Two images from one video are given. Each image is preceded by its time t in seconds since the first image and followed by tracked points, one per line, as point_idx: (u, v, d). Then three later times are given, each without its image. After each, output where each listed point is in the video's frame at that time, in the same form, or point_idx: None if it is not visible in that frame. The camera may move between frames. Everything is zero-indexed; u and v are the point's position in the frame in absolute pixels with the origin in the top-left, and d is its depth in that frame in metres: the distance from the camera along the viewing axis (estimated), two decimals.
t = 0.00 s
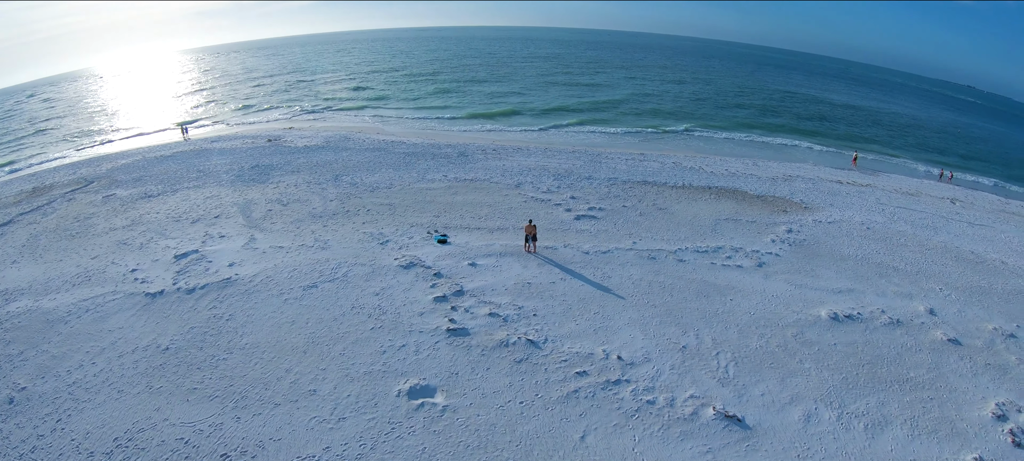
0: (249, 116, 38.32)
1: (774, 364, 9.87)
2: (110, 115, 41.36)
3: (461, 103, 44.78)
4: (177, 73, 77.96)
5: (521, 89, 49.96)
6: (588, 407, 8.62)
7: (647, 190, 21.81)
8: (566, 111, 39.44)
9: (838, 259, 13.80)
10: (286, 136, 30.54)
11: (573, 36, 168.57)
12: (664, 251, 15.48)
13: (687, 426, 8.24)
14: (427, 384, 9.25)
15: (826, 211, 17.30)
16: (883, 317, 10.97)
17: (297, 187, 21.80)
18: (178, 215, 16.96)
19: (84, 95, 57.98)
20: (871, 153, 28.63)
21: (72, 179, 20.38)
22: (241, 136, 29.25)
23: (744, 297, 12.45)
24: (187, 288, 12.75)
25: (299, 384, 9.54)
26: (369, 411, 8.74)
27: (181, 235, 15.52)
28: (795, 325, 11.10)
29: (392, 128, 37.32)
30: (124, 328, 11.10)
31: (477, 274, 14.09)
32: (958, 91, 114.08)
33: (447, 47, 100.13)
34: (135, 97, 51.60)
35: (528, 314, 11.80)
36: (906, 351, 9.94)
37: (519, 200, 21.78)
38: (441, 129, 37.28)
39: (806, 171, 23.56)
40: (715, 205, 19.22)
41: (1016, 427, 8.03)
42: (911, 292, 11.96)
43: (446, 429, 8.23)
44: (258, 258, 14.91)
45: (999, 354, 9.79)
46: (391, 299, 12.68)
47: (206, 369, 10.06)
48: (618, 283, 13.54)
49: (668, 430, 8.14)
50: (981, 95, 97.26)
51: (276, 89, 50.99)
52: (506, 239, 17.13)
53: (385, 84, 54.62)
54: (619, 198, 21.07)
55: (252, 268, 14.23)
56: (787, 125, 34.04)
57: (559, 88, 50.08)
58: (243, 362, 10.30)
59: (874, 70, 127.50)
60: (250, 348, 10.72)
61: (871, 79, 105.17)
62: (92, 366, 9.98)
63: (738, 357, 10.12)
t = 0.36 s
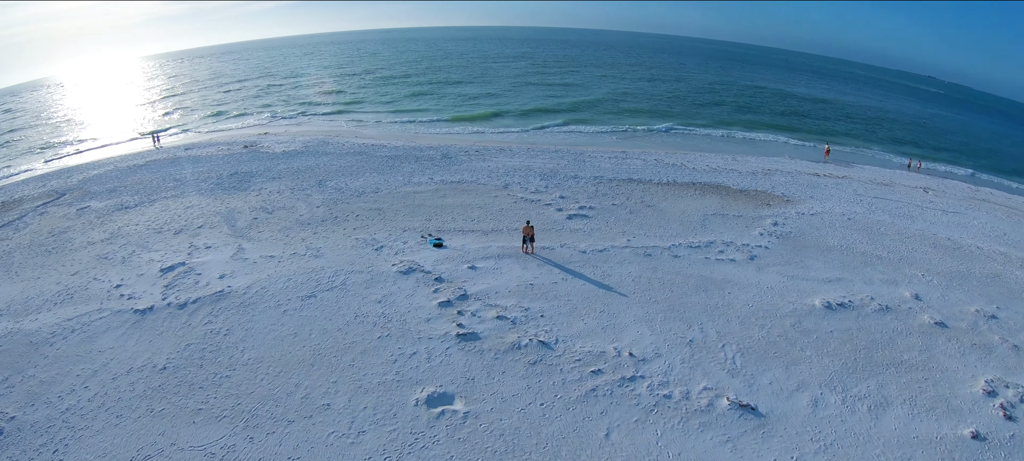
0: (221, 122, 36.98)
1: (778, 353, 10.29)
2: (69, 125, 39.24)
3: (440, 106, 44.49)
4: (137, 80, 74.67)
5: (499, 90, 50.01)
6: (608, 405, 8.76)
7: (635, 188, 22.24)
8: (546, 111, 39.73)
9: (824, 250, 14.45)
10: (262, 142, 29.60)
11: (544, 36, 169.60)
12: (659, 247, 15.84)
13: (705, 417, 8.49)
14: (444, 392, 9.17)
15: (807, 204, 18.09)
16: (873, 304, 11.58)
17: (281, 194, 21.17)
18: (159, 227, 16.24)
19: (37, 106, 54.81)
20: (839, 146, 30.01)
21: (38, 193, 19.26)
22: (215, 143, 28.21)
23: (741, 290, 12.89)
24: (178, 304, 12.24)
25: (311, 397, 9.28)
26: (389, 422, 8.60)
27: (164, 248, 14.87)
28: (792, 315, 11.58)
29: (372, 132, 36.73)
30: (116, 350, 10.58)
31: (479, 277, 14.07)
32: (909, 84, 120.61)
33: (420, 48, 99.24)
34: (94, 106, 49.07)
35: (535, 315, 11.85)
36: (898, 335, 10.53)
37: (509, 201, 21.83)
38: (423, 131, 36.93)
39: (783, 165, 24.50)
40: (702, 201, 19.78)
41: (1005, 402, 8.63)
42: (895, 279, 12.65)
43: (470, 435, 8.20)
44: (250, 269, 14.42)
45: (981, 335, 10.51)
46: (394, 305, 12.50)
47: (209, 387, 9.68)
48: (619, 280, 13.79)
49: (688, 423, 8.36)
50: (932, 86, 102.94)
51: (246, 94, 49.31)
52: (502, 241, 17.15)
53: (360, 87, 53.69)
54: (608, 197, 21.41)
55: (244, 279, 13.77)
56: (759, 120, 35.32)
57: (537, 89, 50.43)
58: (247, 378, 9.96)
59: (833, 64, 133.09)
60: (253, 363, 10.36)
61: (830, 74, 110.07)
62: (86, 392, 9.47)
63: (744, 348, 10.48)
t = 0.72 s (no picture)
0: (191, 129, 35.55)
1: (780, 342, 10.72)
2: (25, 136, 37.01)
3: (419, 108, 44.05)
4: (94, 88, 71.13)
5: (477, 91, 49.87)
6: (627, 401, 8.94)
7: (622, 186, 22.62)
8: (526, 111, 39.91)
9: (810, 241, 15.12)
10: (238, 148, 28.59)
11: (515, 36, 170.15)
12: (653, 244, 16.18)
13: (721, 408, 8.78)
14: (464, 398, 9.15)
15: (789, 197, 18.84)
16: (862, 292, 12.21)
17: (264, 201, 20.51)
18: (140, 241, 15.51)
19: None
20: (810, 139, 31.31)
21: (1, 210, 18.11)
22: (189, 151, 27.11)
23: (737, 282, 13.34)
24: (171, 320, 11.73)
25: (328, 410, 9.09)
26: (411, 431, 8.52)
27: (149, 263, 14.22)
28: (788, 305, 12.07)
29: (351, 135, 36.03)
30: (111, 373, 10.09)
31: (480, 280, 14.05)
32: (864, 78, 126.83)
33: (392, 49, 97.89)
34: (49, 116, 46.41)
35: (542, 316, 11.93)
36: (888, 320, 11.15)
37: (499, 202, 21.84)
38: (403, 134, 36.46)
39: (761, 159, 25.35)
40: (688, 197, 20.31)
41: (993, 380, 9.31)
42: (879, 267, 13.37)
43: (496, 439, 8.23)
44: (242, 280, 13.93)
45: (963, 316, 11.25)
46: (399, 311, 12.33)
47: (217, 406, 9.35)
48: (619, 278, 14.03)
49: (705, 415, 8.63)
50: (887, 78, 108.13)
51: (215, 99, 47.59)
52: (498, 243, 17.15)
53: (334, 90, 52.57)
54: (597, 195, 21.71)
55: (238, 291, 13.30)
56: (733, 117, 36.49)
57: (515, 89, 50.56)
58: (256, 394, 9.66)
59: (796, 57, 137.84)
60: (259, 379, 10.02)
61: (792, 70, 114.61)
62: (83, 419, 9.00)
63: (747, 339, 10.86)
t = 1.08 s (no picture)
0: (160, 137, 34.10)
1: (780, 331, 11.15)
2: None
3: (398, 111, 43.51)
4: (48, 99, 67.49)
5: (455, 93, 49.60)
6: (643, 397, 9.14)
7: (610, 184, 22.93)
8: (507, 112, 39.96)
9: (797, 233, 15.73)
10: (214, 155, 27.59)
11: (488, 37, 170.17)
12: (648, 240, 16.50)
13: (733, 398, 9.07)
14: (483, 403, 9.15)
15: (772, 191, 19.52)
16: (851, 280, 12.82)
17: (247, 208, 19.85)
18: (122, 256, 14.81)
19: None
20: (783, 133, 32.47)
21: None
22: (164, 159, 25.98)
23: (733, 275, 13.76)
24: (166, 337, 11.25)
25: (346, 423, 8.94)
26: (434, 439, 8.48)
27: (134, 278, 13.59)
28: (783, 295, 12.55)
29: (331, 140, 35.26)
30: (108, 396, 9.65)
31: (482, 283, 14.03)
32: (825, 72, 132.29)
33: (364, 51, 96.35)
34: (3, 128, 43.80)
35: (549, 317, 12.02)
36: (878, 306, 11.75)
37: (490, 204, 21.79)
38: (385, 137, 35.93)
39: (740, 154, 26.16)
40: (676, 193, 20.78)
41: (980, 359, 9.95)
42: (864, 256, 14.05)
43: (520, 441, 8.28)
44: (235, 291, 13.47)
45: (946, 300, 11.96)
46: (404, 318, 12.18)
47: (227, 425, 9.06)
48: (618, 275, 14.26)
49: (719, 405, 8.90)
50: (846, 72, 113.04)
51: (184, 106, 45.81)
52: (494, 245, 17.12)
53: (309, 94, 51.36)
54: (586, 194, 21.94)
55: (233, 303, 12.85)
56: (709, 113, 37.50)
57: (493, 90, 50.52)
58: (266, 409, 9.39)
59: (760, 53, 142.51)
60: (268, 393, 9.76)
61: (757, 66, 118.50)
62: (84, 447, 8.58)
63: (749, 330, 11.24)
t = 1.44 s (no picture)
0: (127, 146, 32.51)
1: (778, 320, 11.61)
2: None
3: (376, 114, 42.82)
4: None
5: (433, 94, 49.17)
6: (659, 392, 9.37)
7: (597, 182, 23.22)
8: (488, 114, 39.92)
9: (783, 225, 16.35)
10: (190, 163, 26.48)
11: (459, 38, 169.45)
12: (641, 237, 16.81)
13: (744, 387, 9.41)
14: (503, 406, 9.18)
15: (754, 185, 20.21)
16: (838, 269, 13.46)
17: (230, 217, 19.13)
18: (102, 273, 14.06)
19: None
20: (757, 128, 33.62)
21: None
22: (139, 168, 24.66)
23: (727, 269, 14.20)
24: (162, 356, 10.77)
25: (365, 435, 8.81)
26: (459, 445, 8.47)
27: (119, 296, 12.96)
28: (777, 286, 13.06)
29: (309, 144, 34.40)
30: (107, 421, 9.20)
31: (483, 285, 14.00)
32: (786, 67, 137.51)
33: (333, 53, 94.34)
34: None
35: (556, 317, 12.12)
36: (866, 293, 12.39)
37: (480, 205, 21.72)
38: (365, 141, 35.30)
39: (719, 150, 26.94)
40: (662, 189, 21.24)
41: (965, 339, 10.64)
42: (847, 245, 14.76)
43: (545, 442, 8.37)
44: (229, 304, 13.02)
45: (927, 285, 12.71)
46: (410, 324, 12.04)
47: (241, 444, 8.79)
48: (618, 273, 14.49)
49: (732, 396, 9.21)
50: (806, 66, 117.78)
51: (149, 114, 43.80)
52: (490, 247, 17.09)
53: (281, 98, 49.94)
54: (575, 193, 22.16)
55: (228, 316, 12.41)
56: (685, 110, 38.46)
57: (471, 90, 50.32)
58: (280, 425, 9.14)
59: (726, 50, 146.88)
60: (279, 409, 9.51)
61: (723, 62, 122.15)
62: None
63: (750, 321, 11.66)
